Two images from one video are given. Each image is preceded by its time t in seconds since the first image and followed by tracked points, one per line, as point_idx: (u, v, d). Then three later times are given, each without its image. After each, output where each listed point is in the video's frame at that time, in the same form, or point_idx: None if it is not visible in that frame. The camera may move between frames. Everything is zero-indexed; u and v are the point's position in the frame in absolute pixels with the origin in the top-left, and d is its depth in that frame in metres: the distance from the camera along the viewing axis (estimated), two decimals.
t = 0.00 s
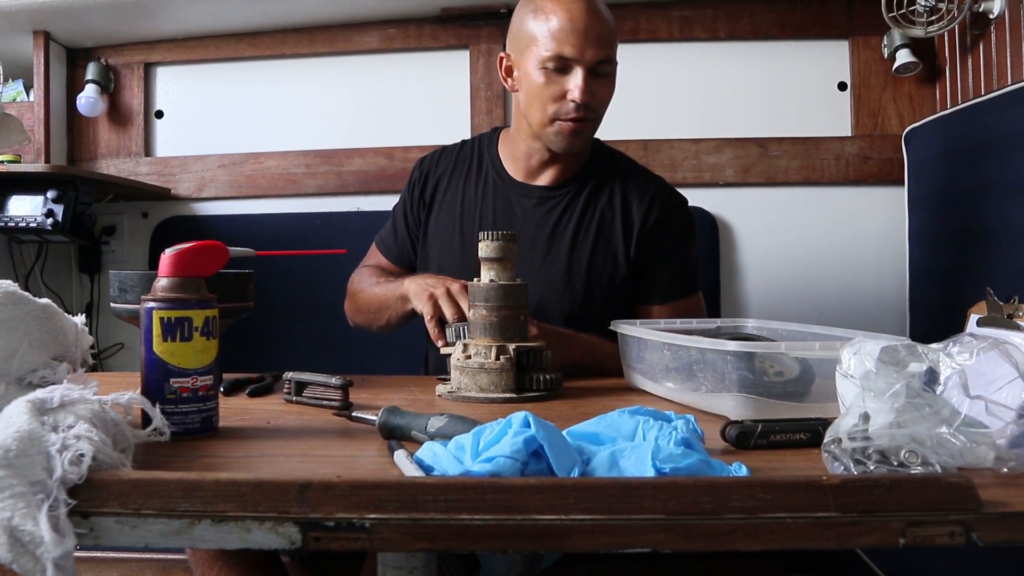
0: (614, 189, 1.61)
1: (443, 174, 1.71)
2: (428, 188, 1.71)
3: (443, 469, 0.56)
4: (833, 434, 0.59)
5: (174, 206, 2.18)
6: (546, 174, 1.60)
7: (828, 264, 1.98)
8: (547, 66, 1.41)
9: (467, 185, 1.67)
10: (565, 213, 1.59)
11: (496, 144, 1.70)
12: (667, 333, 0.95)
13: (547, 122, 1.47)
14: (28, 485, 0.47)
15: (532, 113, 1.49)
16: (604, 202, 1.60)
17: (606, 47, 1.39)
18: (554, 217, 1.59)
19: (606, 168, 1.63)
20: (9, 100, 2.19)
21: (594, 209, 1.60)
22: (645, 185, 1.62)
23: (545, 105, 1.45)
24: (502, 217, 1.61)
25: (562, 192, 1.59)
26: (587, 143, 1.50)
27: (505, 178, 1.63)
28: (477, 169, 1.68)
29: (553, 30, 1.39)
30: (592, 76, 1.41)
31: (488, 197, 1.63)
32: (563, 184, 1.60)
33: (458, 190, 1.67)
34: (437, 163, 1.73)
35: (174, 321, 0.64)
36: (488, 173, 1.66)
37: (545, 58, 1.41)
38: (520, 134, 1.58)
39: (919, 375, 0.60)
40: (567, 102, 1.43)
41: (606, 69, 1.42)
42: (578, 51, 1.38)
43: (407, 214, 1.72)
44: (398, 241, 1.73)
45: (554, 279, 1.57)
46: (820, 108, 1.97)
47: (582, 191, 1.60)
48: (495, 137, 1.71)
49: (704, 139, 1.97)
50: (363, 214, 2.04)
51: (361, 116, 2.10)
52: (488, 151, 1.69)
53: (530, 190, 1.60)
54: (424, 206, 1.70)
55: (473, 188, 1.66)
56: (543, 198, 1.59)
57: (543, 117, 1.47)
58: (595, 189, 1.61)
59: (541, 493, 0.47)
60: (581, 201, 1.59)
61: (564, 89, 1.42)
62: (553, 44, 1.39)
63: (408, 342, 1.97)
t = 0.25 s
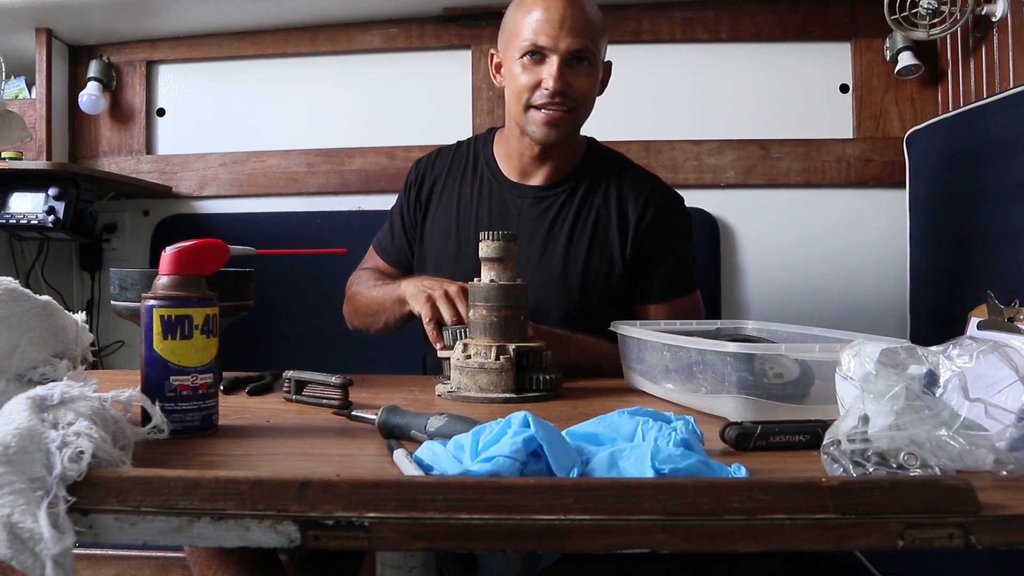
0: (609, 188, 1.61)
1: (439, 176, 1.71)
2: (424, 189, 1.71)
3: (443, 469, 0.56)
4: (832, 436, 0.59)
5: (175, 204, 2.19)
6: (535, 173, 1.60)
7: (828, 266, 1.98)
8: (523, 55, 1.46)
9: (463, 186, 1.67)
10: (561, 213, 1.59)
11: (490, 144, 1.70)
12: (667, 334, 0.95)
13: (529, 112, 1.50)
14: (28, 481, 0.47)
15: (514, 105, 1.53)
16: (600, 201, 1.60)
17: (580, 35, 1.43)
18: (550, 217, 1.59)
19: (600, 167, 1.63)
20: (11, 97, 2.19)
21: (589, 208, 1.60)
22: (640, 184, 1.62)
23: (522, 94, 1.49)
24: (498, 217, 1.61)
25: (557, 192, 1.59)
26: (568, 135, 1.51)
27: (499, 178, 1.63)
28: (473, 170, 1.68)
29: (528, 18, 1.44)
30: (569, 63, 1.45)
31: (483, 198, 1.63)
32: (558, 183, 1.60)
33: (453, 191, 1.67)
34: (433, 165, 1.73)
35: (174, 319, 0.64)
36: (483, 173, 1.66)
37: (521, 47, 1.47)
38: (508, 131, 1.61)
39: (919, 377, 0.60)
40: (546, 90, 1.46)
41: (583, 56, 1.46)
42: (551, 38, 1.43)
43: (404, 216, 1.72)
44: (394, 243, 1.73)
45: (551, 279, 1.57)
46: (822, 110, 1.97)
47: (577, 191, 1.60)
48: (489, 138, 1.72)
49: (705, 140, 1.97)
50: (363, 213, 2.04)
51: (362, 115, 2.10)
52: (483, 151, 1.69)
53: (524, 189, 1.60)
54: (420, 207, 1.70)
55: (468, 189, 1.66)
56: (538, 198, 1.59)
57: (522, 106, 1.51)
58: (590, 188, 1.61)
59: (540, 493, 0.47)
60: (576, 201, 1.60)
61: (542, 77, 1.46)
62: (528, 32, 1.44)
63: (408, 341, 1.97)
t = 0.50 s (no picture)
0: (605, 187, 1.61)
1: (435, 176, 1.71)
2: (420, 190, 1.71)
3: (442, 468, 0.56)
4: (831, 438, 0.58)
5: (176, 202, 2.19)
6: (530, 172, 1.60)
7: (829, 267, 1.98)
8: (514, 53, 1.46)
9: (459, 186, 1.67)
10: (557, 212, 1.59)
11: (487, 144, 1.70)
12: (667, 335, 0.95)
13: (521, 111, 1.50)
14: (27, 479, 0.47)
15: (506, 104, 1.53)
16: (596, 200, 1.60)
17: (571, 32, 1.43)
18: (546, 216, 1.59)
19: (596, 166, 1.63)
20: (13, 94, 2.19)
21: (585, 208, 1.60)
22: (636, 183, 1.62)
23: (514, 91, 1.49)
24: (494, 217, 1.61)
25: (553, 191, 1.59)
26: (561, 132, 1.51)
27: (495, 178, 1.63)
28: (469, 170, 1.68)
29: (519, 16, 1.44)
30: (561, 60, 1.45)
31: (479, 198, 1.63)
32: (554, 183, 1.60)
33: (450, 192, 1.67)
34: (430, 165, 1.73)
35: (174, 317, 0.64)
36: (480, 173, 1.66)
37: (513, 45, 1.46)
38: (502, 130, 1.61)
39: (919, 379, 0.60)
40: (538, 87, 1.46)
41: (575, 53, 1.45)
42: (541, 35, 1.42)
43: (401, 217, 1.72)
44: (392, 244, 1.73)
45: (548, 279, 1.57)
46: (823, 111, 1.97)
47: (573, 190, 1.60)
48: (485, 137, 1.72)
49: (706, 141, 1.97)
50: (364, 212, 2.04)
51: (364, 114, 2.10)
52: (479, 151, 1.69)
53: (521, 189, 1.60)
54: (417, 208, 1.70)
55: (465, 189, 1.66)
56: (535, 198, 1.60)
57: (514, 104, 1.51)
58: (586, 187, 1.61)
59: (539, 493, 0.47)
60: (572, 200, 1.60)
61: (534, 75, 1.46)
62: (519, 30, 1.44)
63: (408, 340, 1.97)
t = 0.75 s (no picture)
0: (602, 186, 1.61)
1: (433, 177, 1.71)
2: (418, 191, 1.71)
3: (442, 468, 0.56)
4: (831, 438, 0.58)
5: (176, 202, 2.19)
6: (528, 172, 1.61)
7: (829, 267, 1.98)
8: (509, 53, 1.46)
9: (457, 187, 1.67)
10: (554, 212, 1.59)
11: (484, 144, 1.70)
12: (666, 334, 0.95)
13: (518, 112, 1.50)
14: (27, 479, 0.47)
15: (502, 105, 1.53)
16: (593, 200, 1.60)
17: (565, 32, 1.43)
18: (543, 216, 1.59)
19: (593, 165, 1.63)
20: (13, 94, 2.19)
21: (583, 207, 1.60)
22: (633, 182, 1.62)
23: (510, 92, 1.49)
24: (492, 217, 1.61)
25: (550, 191, 1.59)
26: (557, 133, 1.51)
27: (493, 178, 1.63)
28: (467, 171, 1.68)
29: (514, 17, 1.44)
30: (555, 59, 1.45)
31: (477, 198, 1.63)
32: (551, 182, 1.60)
33: (448, 192, 1.67)
34: (428, 166, 1.73)
35: (174, 317, 0.64)
36: (477, 173, 1.66)
37: (508, 46, 1.47)
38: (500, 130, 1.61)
39: (919, 379, 0.60)
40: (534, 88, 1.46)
41: (570, 53, 1.46)
42: (536, 36, 1.43)
43: (400, 218, 1.72)
44: (390, 246, 1.73)
45: (546, 279, 1.57)
46: (823, 111, 1.97)
47: (570, 190, 1.60)
48: (483, 138, 1.72)
49: (706, 141, 1.97)
50: (364, 212, 2.04)
51: (364, 114, 2.10)
52: (476, 152, 1.69)
53: (519, 190, 1.60)
54: (415, 209, 1.70)
55: (462, 190, 1.66)
56: (533, 198, 1.59)
57: (510, 105, 1.51)
58: (583, 187, 1.61)
59: (539, 493, 0.47)
60: (569, 200, 1.60)
61: (529, 75, 1.46)
62: (514, 31, 1.44)
63: (408, 340, 1.97)
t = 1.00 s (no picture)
0: (603, 187, 1.61)
1: (433, 178, 1.70)
2: (419, 192, 1.71)
3: (442, 468, 0.56)
4: (832, 438, 0.58)
5: (176, 202, 2.19)
6: (528, 173, 1.61)
7: (829, 267, 1.98)
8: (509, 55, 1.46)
9: (458, 187, 1.67)
10: (554, 212, 1.59)
11: (484, 144, 1.70)
12: (666, 334, 0.95)
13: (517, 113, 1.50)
14: (27, 478, 0.47)
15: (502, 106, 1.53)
16: (593, 200, 1.60)
17: (565, 33, 1.43)
18: (543, 216, 1.59)
19: (593, 165, 1.63)
20: (13, 94, 2.19)
21: (583, 207, 1.60)
22: (634, 182, 1.62)
23: (510, 93, 1.49)
24: (492, 218, 1.61)
25: (551, 191, 1.60)
26: (557, 134, 1.51)
27: (493, 178, 1.63)
28: (467, 171, 1.68)
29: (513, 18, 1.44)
30: (555, 60, 1.45)
31: (477, 199, 1.63)
32: (551, 183, 1.60)
33: (448, 193, 1.67)
34: (427, 167, 1.73)
35: (175, 317, 0.64)
36: (477, 174, 1.66)
37: (507, 47, 1.47)
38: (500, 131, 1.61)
39: (919, 379, 0.60)
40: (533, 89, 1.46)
41: (569, 53, 1.46)
42: (535, 37, 1.43)
43: (400, 219, 1.72)
44: (390, 247, 1.73)
45: (546, 279, 1.57)
46: (823, 111, 1.97)
47: (571, 189, 1.60)
48: (482, 138, 1.72)
49: (706, 141, 1.97)
50: (364, 212, 2.04)
51: (364, 114, 2.10)
52: (476, 152, 1.69)
53: (518, 190, 1.60)
54: (415, 210, 1.70)
55: (462, 190, 1.66)
56: (532, 198, 1.60)
57: (510, 106, 1.51)
58: (584, 187, 1.61)
59: (539, 493, 0.47)
60: (570, 200, 1.60)
61: (529, 76, 1.46)
62: (513, 32, 1.44)
63: (408, 340, 1.97)
